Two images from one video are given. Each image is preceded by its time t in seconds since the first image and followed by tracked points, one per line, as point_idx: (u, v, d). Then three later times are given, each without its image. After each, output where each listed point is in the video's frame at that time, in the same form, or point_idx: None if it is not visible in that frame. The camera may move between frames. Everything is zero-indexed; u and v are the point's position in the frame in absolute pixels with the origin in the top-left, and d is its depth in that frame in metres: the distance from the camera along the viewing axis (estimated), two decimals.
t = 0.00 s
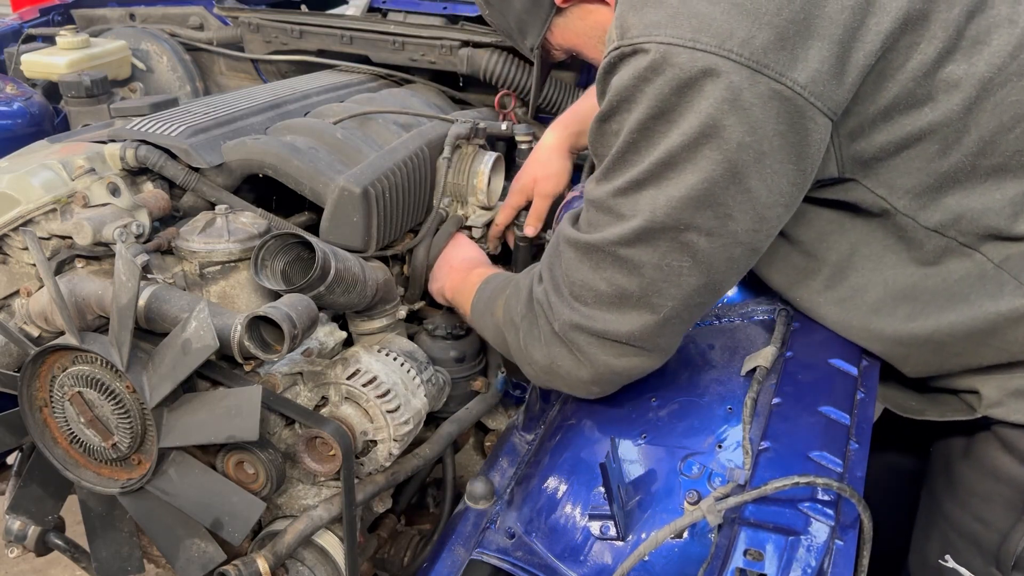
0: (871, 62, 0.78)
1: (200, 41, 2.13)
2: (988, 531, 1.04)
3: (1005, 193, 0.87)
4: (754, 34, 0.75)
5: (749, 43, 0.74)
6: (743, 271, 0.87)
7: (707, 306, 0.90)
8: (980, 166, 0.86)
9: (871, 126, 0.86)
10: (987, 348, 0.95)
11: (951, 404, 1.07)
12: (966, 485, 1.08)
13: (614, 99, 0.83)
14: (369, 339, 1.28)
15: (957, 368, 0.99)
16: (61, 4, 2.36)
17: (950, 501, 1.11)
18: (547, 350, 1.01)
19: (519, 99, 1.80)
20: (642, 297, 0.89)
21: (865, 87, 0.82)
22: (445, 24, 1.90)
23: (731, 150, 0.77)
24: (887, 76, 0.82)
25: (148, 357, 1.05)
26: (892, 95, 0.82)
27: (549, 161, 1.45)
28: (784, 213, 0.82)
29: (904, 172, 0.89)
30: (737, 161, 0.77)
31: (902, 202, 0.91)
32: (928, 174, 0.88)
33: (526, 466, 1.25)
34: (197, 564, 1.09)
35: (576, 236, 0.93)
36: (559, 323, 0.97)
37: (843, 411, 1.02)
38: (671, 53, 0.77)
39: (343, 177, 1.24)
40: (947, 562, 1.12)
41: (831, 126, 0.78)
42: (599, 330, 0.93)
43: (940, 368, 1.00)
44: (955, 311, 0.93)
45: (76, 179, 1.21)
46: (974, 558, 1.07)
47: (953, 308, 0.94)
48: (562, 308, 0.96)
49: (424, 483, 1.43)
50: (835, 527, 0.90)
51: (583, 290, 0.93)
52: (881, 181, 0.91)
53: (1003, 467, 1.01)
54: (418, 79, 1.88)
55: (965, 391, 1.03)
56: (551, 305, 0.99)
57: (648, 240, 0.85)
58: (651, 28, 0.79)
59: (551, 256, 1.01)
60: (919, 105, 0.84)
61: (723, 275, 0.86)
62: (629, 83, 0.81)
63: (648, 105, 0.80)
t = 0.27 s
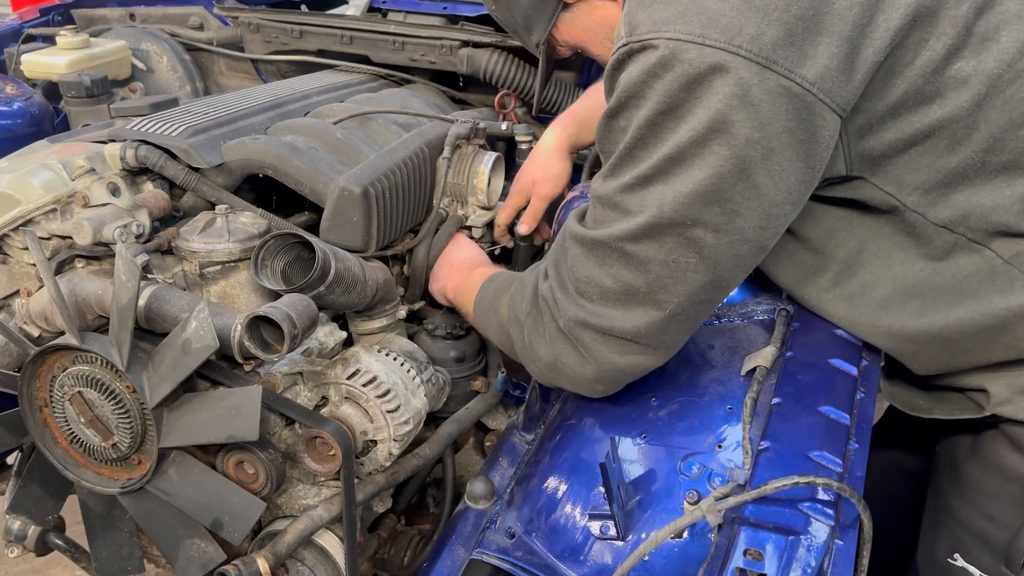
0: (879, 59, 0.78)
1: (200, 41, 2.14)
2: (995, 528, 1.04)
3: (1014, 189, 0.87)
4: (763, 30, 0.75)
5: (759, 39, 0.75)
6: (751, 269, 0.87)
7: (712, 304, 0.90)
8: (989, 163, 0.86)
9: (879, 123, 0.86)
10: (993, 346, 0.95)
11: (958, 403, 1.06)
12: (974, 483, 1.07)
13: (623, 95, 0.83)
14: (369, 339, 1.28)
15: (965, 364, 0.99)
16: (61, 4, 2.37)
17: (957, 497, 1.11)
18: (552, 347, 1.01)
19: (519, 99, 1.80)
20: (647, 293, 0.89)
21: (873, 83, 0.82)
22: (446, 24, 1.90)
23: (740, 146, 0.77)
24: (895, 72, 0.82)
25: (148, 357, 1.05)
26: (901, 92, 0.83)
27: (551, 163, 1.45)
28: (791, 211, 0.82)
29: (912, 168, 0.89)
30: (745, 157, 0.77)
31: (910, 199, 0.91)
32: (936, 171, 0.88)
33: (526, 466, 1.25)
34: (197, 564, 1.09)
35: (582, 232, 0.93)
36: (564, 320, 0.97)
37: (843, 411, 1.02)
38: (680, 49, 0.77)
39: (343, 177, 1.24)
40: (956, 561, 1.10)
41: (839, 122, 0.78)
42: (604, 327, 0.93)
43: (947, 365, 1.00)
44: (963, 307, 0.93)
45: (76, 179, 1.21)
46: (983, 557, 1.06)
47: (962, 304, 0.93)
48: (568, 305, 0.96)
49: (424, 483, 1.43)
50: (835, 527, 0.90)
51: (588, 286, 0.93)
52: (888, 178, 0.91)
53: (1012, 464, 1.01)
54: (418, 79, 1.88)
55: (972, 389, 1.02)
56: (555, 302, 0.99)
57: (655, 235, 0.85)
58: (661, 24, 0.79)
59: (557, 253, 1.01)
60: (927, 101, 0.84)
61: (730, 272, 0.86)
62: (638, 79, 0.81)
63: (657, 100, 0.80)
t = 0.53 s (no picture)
0: (883, 56, 0.78)
1: (200, 41, 2.13)
2: (999, 525, 1.03)
3: (1016, 186, 0.87)
4: (768, 27, 0.75)
5: (763, 36, 0.75)
6: (754, 266, 0.87)
7: (715, 301, 0.90)
8: (992, 160, 0.86)
9: (882, 121, 0.86)
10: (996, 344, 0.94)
11: (961, 400, 1.06)
12: (977, 480, 1.07)
13: (627, 91, 0.83)
14: (369, 339, 1.28)
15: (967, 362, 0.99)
16: (61, 4, 2.37)
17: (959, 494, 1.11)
18: (553, 345, 1.01)
19: (519, 99, 1.80)
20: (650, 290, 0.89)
21: (877, 81, 0.82)
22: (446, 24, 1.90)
23: (744, 142, 0.77)
24: (899, 69, 0.82)
25: (148, 357, 1.05)
26: (904, 90, 0.83)
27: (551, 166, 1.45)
28: (794, 208, 0.82)
29: (915, 166, 0.89)
30: (749, 153, 0.77)
31: (913, 196, 0.91)
32: (938, 168, 0.88)
33: (526, 466, 1.25)
34: (197, 564, 1.09)
35: (584, 229, 0.93)
36: (566, 318, 0.97)
37: (843, 411, 1.02)
38: (685, 44, 0.77)
39: (343, 177, 1.24)
40: (959, 558, 1.09)
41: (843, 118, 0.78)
42: (606, 324, 0.93)
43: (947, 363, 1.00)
44: (966, 303, 0.93)
45: (76, 179, 1.21)
46: (987, 554, 1.05)
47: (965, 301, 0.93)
48: (569, 303, 0.96)
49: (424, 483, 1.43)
50: (835, 527, 0.90)
51: (590, 284, 0.93)
52: (891, 176, 0.91)
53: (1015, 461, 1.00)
54: (418, 79, 1.88)
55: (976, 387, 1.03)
56: (557, 299, 0.99)
57: (658, 232, 0.85)
58: (665, 19, 0.79)
59: (559, 251, 1.01)
60: (931, 99, 0.84)
61: (733, 270, 0.86)
62: (643, 75, 0.81)
63: (662, 96, 0.80)
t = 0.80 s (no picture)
0: (886, 57, 0.78)
1: (200, 41, 2.13)
2: (1002, 523, 1.03)
3: (1018, 186, 0.87)
4: (770, 28, 0.75)
5: (766, 37, 0.75)
6: (756, 267, 0.87)
7: (719, 303, 0.90)
8: (993, 160, 0.86)
9: (884, 122, 0.86)
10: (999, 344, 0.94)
11: (963, 399, 1.06)
12: (979, 479, 1.07)
13: (629, 92, 0.83)
14: (369, 339, 1.28)
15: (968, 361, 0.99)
16: (61, 4, 2.37)
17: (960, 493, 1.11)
18: (558, 349, 1.01)
19: (519, 99, 1.80)
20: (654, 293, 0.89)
21: (879, 82, 0.82)
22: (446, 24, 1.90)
23: (748, 143, 0.76)
24: (901, 70, 0.82)
25: (148, 357, 1.05)
26: (906, 91, 0.83)
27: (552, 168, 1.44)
28: (797, 209, 0.82)
29: (916, 166, 0.89)
30: (752, 154, 0.77)
31: (915, 196, 0.91)
32: (940, 168, 0.88)
33: (526, 466, 1.25)
34: (197, 564, 1.09)
35: (587, 232, 0.93)
36: (570, 322, 0.96)
37: (843, 411, 1.02)
38: (687, 46, 0.77)
39: (343, 177, 1.24)
40: (960, 557, 1.09)
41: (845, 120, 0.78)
42: (610, 328, 0.93)
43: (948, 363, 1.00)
44: (967, 303, 0.93)
45: (76, 179, 1.21)
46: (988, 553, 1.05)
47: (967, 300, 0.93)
48: (573, 306, 0.96)
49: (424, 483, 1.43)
50: (835, 527, 0.90)
51: (593, 288, 0.93)
52: (893, 176, 0.91)
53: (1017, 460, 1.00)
54: (418, 79, 1.88)
55: (978, 386, 1.02)
56: (560, 302, 0.99)
57: (662, 234, 0.85)
58: (667, 20, 0.79)
59: (560, 254, 1.01)
60: (933, 99, 0.84)
61: (736, 271, 0.86)
62: (644, 75, 0.81)
63: (664, 97, 0.80)
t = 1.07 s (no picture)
0: (886, 74, 0.78)
1: (200, 41, 2.13)
2: (1008, 524, 1.03)
3: (1020, 195, 0.87)
4: (770, 46, 0.75)
5: (765, 55, 0.75)
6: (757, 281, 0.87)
7: (722, 312, 0.90)
8: (995, 171, 0.87)
9: (884, 138, 0.86)
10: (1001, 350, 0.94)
11: (969, 402, 1.06)
12: (984, 482, 1.07)
13: (628, 107, 0.83)
14: (369, 339, 1.29)
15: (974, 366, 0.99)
16: (61, 4, 2.37)
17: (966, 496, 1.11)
18: (560, 360, 1.01)
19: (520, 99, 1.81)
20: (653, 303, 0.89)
21: (880, 99, 0.82)
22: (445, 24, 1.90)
23: (747, 160, 0.77)
24: (901, 87, 0.82)
25: (148, 357, 1.05)
26: (907, 106, 0.83)
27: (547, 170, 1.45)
28: (797, 222, 0.82)
29: (918, 175, 0.89)
30: (750, 169, 0.77)
31: (917, 206, 0.92)
32: (941, 178, 0.88)
33: (526, 466, 1.25)
34: (197, 564, 1.09)
35: (584, 245, 0.92)
36: (569, 334, 0.96)
37: (844, 411, 1.02)
38: (687, 63, 0.77)
39: (343, 177, 1.24)
40: (967, 559, 1.09)
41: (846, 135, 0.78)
42: (609, 339, 0.92)
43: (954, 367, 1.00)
44: (969, 309, 0.93)
45: (76, 179, 1.21)
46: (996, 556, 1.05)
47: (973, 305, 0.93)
48: (571, 319, 0.96)
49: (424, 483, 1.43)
50: (835, 527, 0.90)
51: (592, 299, 0.93)
52: (894, 188, 0.91)
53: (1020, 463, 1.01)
54: (418, 79, 1.88)
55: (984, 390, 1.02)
56: (560, 314, 0.99)
57: (660, 246, 0.84)
58: (666, 39, 0.79)
59: (559, 265, 1.01)
60: (933, 114, 0.84)
61: (735, 285, 0.86)
62: (643, 91, 0.80)
63: (662, 115, 0.80)
